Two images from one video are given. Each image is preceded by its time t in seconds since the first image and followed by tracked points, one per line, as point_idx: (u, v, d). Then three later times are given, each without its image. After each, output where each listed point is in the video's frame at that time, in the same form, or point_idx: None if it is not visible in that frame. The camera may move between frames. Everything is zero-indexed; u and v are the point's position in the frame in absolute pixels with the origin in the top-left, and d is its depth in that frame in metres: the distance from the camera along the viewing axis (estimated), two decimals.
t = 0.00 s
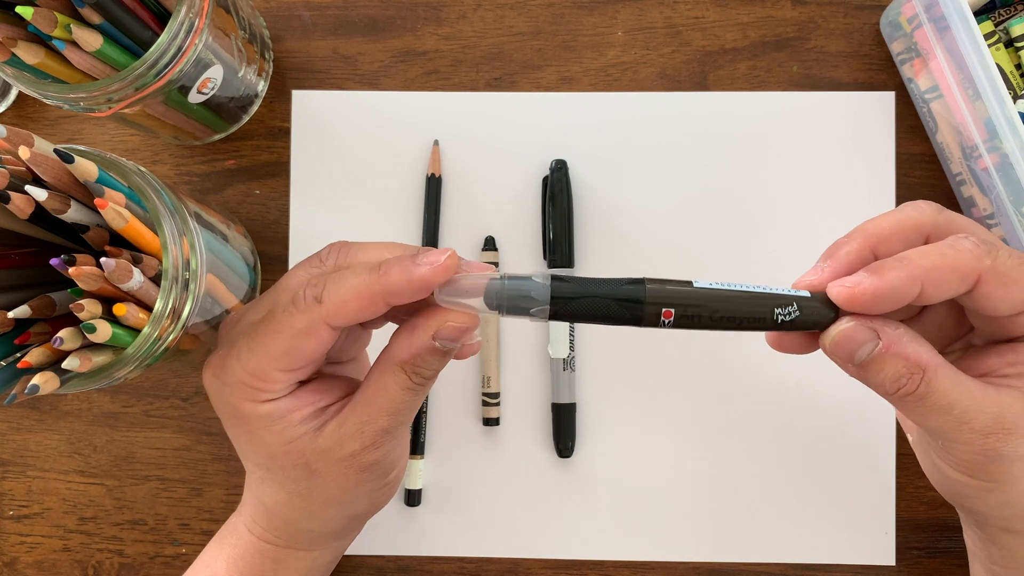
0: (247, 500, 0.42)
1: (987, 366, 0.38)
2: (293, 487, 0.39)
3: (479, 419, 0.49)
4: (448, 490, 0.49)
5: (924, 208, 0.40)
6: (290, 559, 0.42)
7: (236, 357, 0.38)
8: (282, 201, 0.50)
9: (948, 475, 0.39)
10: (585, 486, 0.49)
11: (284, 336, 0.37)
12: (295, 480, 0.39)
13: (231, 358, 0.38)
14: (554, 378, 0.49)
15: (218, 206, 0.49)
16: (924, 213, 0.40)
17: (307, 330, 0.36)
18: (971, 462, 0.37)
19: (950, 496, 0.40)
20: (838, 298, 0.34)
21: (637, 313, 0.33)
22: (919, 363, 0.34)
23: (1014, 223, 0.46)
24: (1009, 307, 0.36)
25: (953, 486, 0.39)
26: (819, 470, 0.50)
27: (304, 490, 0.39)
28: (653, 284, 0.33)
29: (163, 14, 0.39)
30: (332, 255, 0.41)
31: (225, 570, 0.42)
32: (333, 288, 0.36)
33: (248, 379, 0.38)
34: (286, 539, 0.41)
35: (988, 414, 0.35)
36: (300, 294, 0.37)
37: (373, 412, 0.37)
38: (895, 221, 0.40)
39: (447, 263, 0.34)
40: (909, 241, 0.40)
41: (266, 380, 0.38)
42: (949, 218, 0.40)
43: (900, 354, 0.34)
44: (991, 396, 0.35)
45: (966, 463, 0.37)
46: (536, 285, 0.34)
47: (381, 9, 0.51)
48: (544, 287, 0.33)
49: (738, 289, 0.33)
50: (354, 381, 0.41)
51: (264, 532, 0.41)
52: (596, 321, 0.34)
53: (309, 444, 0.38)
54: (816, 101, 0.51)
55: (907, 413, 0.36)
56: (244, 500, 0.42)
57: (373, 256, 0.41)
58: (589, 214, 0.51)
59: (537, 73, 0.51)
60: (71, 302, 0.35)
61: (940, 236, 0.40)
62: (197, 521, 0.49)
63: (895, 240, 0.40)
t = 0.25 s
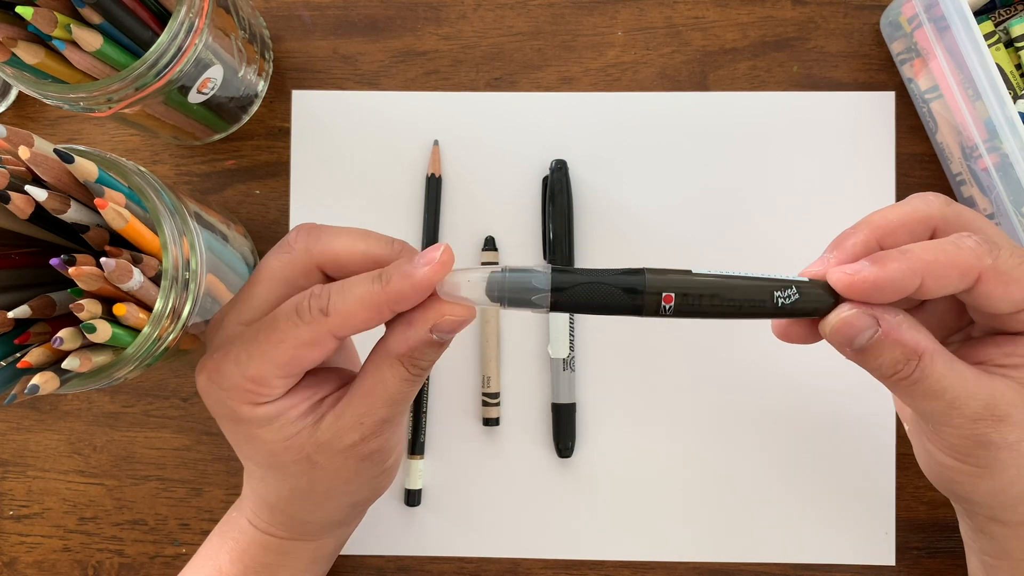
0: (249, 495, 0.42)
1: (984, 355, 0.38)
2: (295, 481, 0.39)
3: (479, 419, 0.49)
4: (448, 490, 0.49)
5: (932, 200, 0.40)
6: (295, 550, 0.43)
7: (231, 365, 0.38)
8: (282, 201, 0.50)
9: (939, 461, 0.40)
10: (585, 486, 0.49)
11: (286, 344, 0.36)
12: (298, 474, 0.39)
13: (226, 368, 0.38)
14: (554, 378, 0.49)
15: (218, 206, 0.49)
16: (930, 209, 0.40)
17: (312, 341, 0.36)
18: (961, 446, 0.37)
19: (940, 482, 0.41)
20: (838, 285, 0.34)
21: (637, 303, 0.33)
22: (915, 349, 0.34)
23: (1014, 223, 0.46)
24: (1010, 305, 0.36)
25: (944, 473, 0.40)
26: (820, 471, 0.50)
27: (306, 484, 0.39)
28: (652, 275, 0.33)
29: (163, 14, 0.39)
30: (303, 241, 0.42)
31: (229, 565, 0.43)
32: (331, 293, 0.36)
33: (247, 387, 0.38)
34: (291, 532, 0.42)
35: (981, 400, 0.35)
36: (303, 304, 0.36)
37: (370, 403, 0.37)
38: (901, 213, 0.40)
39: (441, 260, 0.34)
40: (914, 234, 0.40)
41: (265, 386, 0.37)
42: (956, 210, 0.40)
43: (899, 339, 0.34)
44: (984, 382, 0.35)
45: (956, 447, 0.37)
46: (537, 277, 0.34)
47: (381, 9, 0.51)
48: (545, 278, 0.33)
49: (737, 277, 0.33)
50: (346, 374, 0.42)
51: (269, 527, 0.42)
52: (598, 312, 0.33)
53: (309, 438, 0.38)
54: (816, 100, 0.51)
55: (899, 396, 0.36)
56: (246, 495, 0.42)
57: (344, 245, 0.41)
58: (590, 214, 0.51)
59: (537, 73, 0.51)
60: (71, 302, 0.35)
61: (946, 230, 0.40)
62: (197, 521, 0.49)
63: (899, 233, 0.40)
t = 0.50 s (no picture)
0: (249, 495, 0.42)
1: (974, 358, 0.38)
2: (296, 482, 0.39)
3: (479, 419, 0.49)
4: (448, 490, 0.49)
5: (924, 203, 0.40)
6: (295, 549, 0.43)
7: (228, 370, 0.38)
8: (282, 201, 0.50)
9: (930, 461, 0.40)
10: (585, 486, 0.49)
11: (283, 346, 0.36)
12: (300, 476, 0.39)
13: (224, 374, 0.38)
14: (554, 378, 0.49)
15: (218, 207, 0.49)
16: (923, 210, 0.40)
17: (310, 341, 0.36)
18: (949, 447, 0.37)
19: (932, 484, 0.41)
20: (832, 284, 0.34)
21: (632, 303, 0.33)
22: (908, 350, 0.34)
23: (1014, 223, 0.46)
24: (1002, 302, 0.36)
25: (933, 474, 0.40)
26: (819, 471, 0.50)
27: (308, 484, 0.39)
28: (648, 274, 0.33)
29: (163, 14, 0.39)
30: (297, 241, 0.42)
31: (229, 565, 0.43)
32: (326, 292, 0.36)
33: (246, 391, 0.38)
34: (291, 532, 0.42)
35: (970, 401, 0.35)
36: (299, 303, 0.36)
37: (369, 402, 0.37)
38: (893, 214, 0.40)
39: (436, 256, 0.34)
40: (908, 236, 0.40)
41: (264, 388, 0.37)
42: (948, 212, 0.40)
43: (891, 341, 0.34)
44: (973, 384, 0.35)
45: (945, 447, 0.37)
46: (535, 277, 0.34)
47: (381, 9, 0.51)
48: (543, 278, 0.33)
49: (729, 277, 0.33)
50: (344, 373, 0.42)
51: (269, 527, 0.42)
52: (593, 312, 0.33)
53: (309, 438, 0.38)
54: (816, 100, 0.51)
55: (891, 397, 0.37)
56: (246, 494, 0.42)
57: (340, 245, 0.41)
58: (590, 214, 0.51)
59: (538, 73, 0.51)
60: (71, 302, 0.35)
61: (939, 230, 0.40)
62: (197, 521, 0.49)
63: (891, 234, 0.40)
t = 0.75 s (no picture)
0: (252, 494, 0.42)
1: (939, 395, 0.36)
2: (303, 477, 0.39)
3: (479, 419, 0.49)
4: (448, 490, 0.49)
5: (852, 253, 0.38)
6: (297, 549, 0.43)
7: (236, 356, 0.38)
8: (282, 201, 0.50)
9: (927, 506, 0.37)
10: (585, 486, 0.49)
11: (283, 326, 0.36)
12: (306, 471, 0.39)
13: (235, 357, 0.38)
14: (554, 378, 0.49)
15: (218, 207, 0.49)
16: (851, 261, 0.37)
17: (308, 320, 0.36)
18: (940, 492, 0.35)
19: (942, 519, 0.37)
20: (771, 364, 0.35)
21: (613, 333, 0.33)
22: (853, 424, 0.33)
23: (1014, 223, 0.46)
24: (943, 334, 0.35)
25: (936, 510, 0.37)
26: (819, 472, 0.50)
27: (312, 479, 0.39)
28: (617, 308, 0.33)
29: (163, 14, 0.39)
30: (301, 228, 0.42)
31: (231, 568, 0.42)
32: (326, 272, 0.36)
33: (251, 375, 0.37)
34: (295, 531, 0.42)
35: (936, 451, 0.33)
36: (301, 283, 0.37)
37: (369, 394, 0.37)
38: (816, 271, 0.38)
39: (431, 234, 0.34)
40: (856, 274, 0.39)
41: (269, 373, 0.37)
42: (876, 256, 0.37)
43: (832, 414, 0.33)
44: (936, 429, 0.33)
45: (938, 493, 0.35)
46: (529, 281, 0.34)
47: (381, 9, 0.51)
48: (535, 285, 0.33)
49: (693, 331, 0.34)
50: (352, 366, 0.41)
51: (269, 527, 0.42)
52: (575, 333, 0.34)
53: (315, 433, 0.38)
54: (817, 100, 0.51)
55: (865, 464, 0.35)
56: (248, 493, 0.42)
57: (344, 228, 0.41)
58: (589, 214, 0.51)
59: (537, 73, 0.51)
60: (72, 302, 0.35)
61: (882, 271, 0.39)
62: (197, 521, 0.49)
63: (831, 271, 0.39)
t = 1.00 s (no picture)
0: (313, 501, 0.38)
1: (823, 513, 0.36)
2: (389, 480, 0.36)
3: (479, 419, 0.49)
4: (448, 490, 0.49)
5: (784, 370, 0.41)
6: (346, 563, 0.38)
7: (364, 327, 0.35)
8: (282, 201, 0.50)
9: None
10: (585, 487, 0.49)
11: (430, 299, 0.34)
12: (396, 474, 0.36)
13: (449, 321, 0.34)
14: (553, 378, 0.49)
15: (218, 207, 0.49)
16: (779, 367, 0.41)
17: (457, 298, 0.34)
18: None
19: None
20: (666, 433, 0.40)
21: (640, 389, 0.36)
22: (728, 526, 0.35)
23: (1014, 223, 0.46)
24: (820, 428, 0.39)
25: None
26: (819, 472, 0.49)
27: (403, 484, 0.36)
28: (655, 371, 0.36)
29: (163, 15, 0.40)
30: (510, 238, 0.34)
31: None
32: (489, 241, 0.34)
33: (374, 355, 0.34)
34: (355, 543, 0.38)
35: (812, 561, 0.34)
36: (442, 257, 0.34)
37: (483, 393, 0.35)
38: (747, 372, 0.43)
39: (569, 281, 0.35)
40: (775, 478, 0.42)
41: (398, 353, 0.35)
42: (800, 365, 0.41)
43: (710, 516, 0.35)
44: (807, 540, 0.34)
45: None
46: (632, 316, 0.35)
47: (381, 10, 0.51)
48: (631, 327, 0.35)
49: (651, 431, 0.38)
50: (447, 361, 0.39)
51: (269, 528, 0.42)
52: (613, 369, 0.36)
53: (413, 432, 0.35)
54: (816, 100, 0.51)
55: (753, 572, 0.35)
56: (305, 497, 0.38)
57: (488, 209, 0.38)
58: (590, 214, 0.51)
59: (537, 73, 0.51)
60: (72, 302, 0.35)
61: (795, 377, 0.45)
62: (197, 521, 0.49)
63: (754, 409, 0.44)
